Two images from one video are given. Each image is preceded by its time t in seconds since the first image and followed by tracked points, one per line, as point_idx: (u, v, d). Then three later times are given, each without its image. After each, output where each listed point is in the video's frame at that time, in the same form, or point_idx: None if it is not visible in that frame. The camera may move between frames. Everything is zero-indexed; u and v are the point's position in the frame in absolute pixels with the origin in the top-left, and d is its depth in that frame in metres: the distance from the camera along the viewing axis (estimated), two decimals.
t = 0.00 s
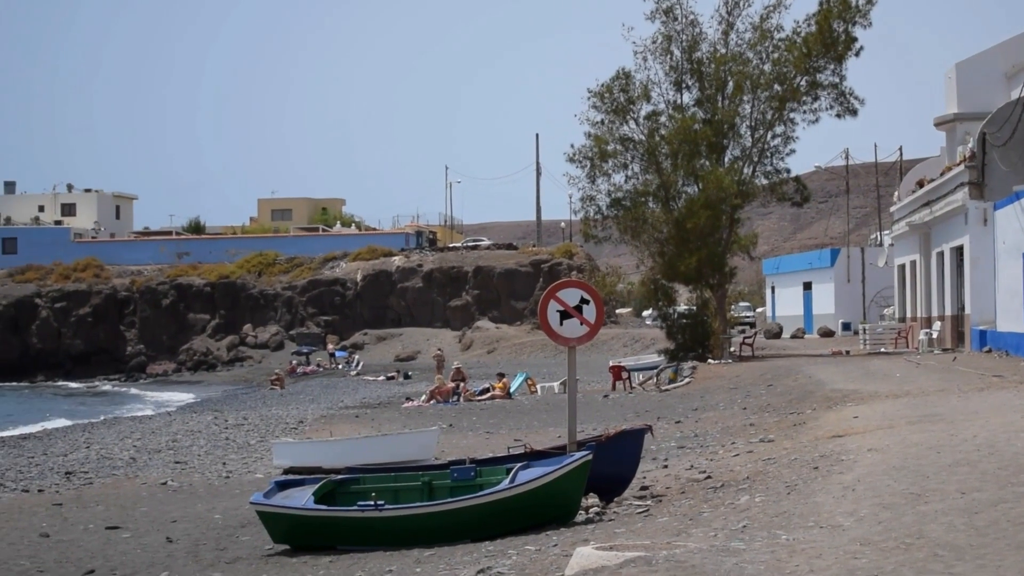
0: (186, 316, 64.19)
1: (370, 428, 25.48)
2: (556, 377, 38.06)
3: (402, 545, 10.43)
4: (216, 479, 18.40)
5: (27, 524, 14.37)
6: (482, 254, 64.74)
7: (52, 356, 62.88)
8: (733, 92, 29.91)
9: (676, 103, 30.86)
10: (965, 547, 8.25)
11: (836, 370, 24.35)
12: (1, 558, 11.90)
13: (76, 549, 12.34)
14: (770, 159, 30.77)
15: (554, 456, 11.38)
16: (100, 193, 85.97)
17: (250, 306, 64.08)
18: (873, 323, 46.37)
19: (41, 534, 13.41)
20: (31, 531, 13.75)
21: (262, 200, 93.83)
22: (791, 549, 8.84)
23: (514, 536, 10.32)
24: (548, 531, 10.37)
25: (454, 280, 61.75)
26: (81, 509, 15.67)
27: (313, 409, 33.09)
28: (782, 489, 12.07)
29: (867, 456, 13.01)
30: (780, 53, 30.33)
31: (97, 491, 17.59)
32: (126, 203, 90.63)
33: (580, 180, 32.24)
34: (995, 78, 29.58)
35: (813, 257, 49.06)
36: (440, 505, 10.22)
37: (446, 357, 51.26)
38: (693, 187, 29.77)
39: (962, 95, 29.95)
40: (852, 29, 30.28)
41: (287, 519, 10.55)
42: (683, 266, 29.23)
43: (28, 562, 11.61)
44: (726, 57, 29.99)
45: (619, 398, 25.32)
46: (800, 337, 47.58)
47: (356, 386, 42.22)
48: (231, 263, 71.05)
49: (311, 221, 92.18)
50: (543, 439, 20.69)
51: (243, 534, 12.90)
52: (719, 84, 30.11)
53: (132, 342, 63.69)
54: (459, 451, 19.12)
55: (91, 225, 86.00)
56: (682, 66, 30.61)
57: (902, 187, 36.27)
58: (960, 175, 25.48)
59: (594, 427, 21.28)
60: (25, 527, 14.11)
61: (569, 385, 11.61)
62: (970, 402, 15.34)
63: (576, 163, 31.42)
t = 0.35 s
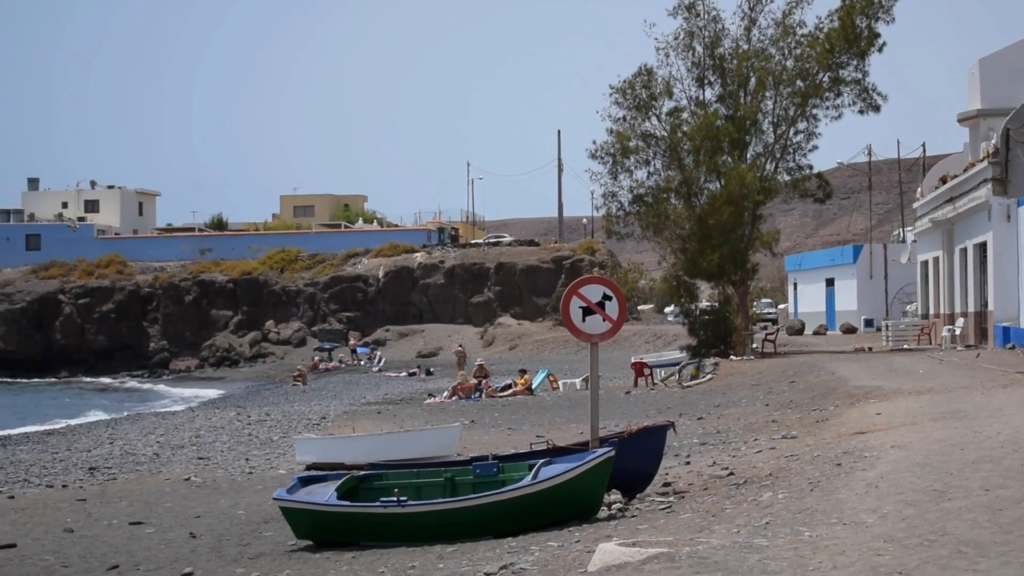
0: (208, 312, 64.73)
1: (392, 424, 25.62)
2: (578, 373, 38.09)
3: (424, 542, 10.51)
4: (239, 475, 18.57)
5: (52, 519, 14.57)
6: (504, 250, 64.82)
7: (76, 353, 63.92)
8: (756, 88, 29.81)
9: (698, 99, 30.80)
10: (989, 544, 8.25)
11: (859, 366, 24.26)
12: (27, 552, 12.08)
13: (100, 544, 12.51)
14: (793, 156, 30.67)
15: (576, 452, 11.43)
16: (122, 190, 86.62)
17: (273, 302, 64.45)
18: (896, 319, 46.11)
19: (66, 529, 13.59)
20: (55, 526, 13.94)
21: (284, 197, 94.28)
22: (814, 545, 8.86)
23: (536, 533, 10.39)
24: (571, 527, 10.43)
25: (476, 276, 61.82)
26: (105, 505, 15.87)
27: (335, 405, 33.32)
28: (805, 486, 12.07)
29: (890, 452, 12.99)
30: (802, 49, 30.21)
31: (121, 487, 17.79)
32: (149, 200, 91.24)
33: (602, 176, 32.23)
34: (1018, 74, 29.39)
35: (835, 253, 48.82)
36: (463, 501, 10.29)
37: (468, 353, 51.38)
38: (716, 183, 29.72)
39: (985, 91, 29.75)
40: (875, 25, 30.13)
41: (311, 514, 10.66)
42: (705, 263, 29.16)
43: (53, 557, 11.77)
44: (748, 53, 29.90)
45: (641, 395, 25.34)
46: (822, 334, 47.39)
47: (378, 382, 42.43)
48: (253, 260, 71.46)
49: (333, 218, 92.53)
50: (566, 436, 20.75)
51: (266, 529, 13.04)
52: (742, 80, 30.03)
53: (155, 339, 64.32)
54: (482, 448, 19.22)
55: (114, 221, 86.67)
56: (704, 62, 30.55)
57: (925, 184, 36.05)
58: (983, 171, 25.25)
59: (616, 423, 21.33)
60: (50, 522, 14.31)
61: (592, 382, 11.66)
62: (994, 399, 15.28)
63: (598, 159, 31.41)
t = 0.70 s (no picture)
0: (232, 308, 65.06)
1: (415, 420, 25.73)
2: (601, 370, 38.06)
3: (448, 538, 10.59)
4: (263, 471, 18.73)
5: (78, 514, 14.76)
6: (527, 247, 64.83)
7: (100, 349, 65.03)
8: (779, 84, 29.70)
9: (721, 96, 30.72)
10: (1015, 542, 8.23)
11: (884, 363, 24.13)
12: (53, 547, 12.25)
13: (125, 540, 12.66)
14: (817, 152, 30.52)
15: (600, 449, 11.49)
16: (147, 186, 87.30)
17: (296, 299, 64.67)
18: (920, 316, 45.80)
19: (91, 524, 13.77)
20: (81, 522, 14.13)
21: (307, 194, 94.67)
22: (839, 542, 8.87)
23: (559, 530, 10.45)
24: (594, 524, 10.48)
25: (499, 273, 61.86)
26: (130, 500, 16.06)
27: (358, 401, 33.50)
28: (830, 483, 12.06)
29: (915, 450, 12.94)
30: (826, 45, 30.05)
31: (146, 482, 18.01)
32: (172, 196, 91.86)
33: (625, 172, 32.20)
34: None
35: (859, 250, 48.52)
36: (486, 497, 10.37)
37: (491, 349, 51.46)
38: (739, 180, 29.62)
39: (1011, 86, 29.51)
40: (899, 20, 29.93)
41: (334, 511, 10.76)
42: (729, 259, 29.04)
43: (79, 552, 11.92)
44: (772, 48, 29.77)
45: (665, 391, 25.32)
46: (846, 330, 47.14)
47: (401, 378, 42.63)
48: (277, 256, 71.83)
49: (356, 214, 92.86)
50: (589, 432, 20.77)
51: (290, 525, 13.16)
52: (765, 76, 29.91)
53: (179, 335, 64.89)
54: (505, 444, 19.29)
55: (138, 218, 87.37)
56: (727, 58, 30.48)
57: (949, 180, 35.77)
58: (1008, 168, 25.01)
59: (639, 420, 21.35)
60: (75, 518, 14.50)
61: (616, 378, 11.68)
62: (1020, 397, 15.17)
63: (621, 156, 31.39)
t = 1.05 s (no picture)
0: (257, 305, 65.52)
1: (439, 417, 25.85)
2: (625, 367, 38.04)
3: (473, 534, 10.67)
4: (288, 467, 18.92)
5: (105, 509, 15.00)
6: (551, 243, 64.84)
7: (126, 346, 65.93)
8: (804, 80, 29.59)
9: (745, 92, 30.65)
10: None
11: (909, 360, 24.01)
12: (79, 543, 12.46)
13: (151, 536, 12.85)
14: (841, 148, 30.37)
15: (625, 446, 11.55)
16: (172, 183, 87.94)
17: (321, 295, 64.99)
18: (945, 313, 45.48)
19: (118, 520, 13.98)
20: (108, 517, 14.35)
21: (331, 190, 95.06)
22: (864, 539, 8.89)
23: (583, 526, 10.53)
24: (618, 521, 10.54)
25: (523, 269, 61.90)
26: (156, 496, 16.27)
27: (383, 398, 33.68)
28: (855, 480, 12.07)
29: (941, 446, 12.91)
30: (851, 41, 29.89)
31: (172, 478, 18.24)
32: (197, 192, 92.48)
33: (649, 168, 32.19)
34: None
35: (884, 246, 48.21)
36: (511, 492, 10.45)
37: (515, 346, 51.56)
38: (764, 176, 29.51)
39: None
40: (924, 16, 29.75)
41: (360, 506, 10.86)
42: (753, 255, 28.94)
43: (105, 548, 12.10)
44: (796, 44, 29.66)
45: (688, 388, 25.31)
46: (871, 327, 46.89)
47: (425, 375, 42.79)
48: (301, 253, 72.21)
49: (380, 210, 93.19)
50: (613, 429, 20.84)
51: (315, 521, 13.32)
52: (790, 72, 29.81)
53: (203, 331, 65.44)
54: (529, 441, 19.37)
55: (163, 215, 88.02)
56: (752, 55, 30.39)
57: (975, 176, 35.49)
58: None
59: (664, 416, 21.38)
60: (102, 513, 14.73)
61: (641, 375, 11.73)
62: None
63: (645, 152, 31.38)
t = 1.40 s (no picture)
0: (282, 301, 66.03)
1: (464, 413, 25.99)
2: (649, 363, 38.05)
3: (498, 530, 10.76)
4: (313, 463, 19.10)
5: (131, 505, 15.22)
6: (576, 239, 64.84)
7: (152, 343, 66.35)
8: (829, 76, 29.46)
9: (771, 88, 30.56)
10: None
11: (936, 356, 23.90)
12: (106, 538, 12.65)
13: (177, 531, 13.03)
14: (867, 144, 30.21)
15: (651, 442, 11.61)
16: (197, 180, 88.56)
17: (346, 291, 65.31)
18: (971, 309, 45.14)
19: (144, 516, 14.18)
20: (134, 513, 14.56)
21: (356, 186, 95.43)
22: (891, 536, 8.91)
23: (608, 523, 10.59)
24: (642, 518, 10.62)
25: (548, 266, 61.91)
26: (183, 492, 16.50)
27: (407, 394, 33.88)
28: (881, 476, 12.06)
29: (968, 443, 12.87)
30: (877, 37, 29.72)
31: (197, 474, 18.47)
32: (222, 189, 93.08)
33: (673, 164, 32.16)
34: None
35: (910, 242, 47.89)
36: (536, 488, 10.54)
37: (540, 342, 51.63)
38: (789, 172, 29.41)
39: None
40: (950, 12, 29.55)
41: (384, 501, 10.97)
42: (779, 252, 28.80)
43: (131, 543, 12.29)
44: (822, 40, 29.54)
45: (713, 384, 25.31)
46: (897, 323, 46.61)
47: (450, 371, 42.99)
48: (327, 249, 72.62)
49: (405, 207, 93.50)
50: (638, 425, 20.88)
51: (341, 517, 13.46)
52: (815, 67, 29.68)
53: (229, 327, 65.95)
54: (555, 437, 19.46)
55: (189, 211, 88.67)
56: (777, 50, 30.30)
57: (1001, 171, 35.21)
58: None
59: (689, 413, 21.43)
60: (128, 509, 14.94)
61: (666, 371, 11.78)
62: None
63: (670, 149, 31.36)
